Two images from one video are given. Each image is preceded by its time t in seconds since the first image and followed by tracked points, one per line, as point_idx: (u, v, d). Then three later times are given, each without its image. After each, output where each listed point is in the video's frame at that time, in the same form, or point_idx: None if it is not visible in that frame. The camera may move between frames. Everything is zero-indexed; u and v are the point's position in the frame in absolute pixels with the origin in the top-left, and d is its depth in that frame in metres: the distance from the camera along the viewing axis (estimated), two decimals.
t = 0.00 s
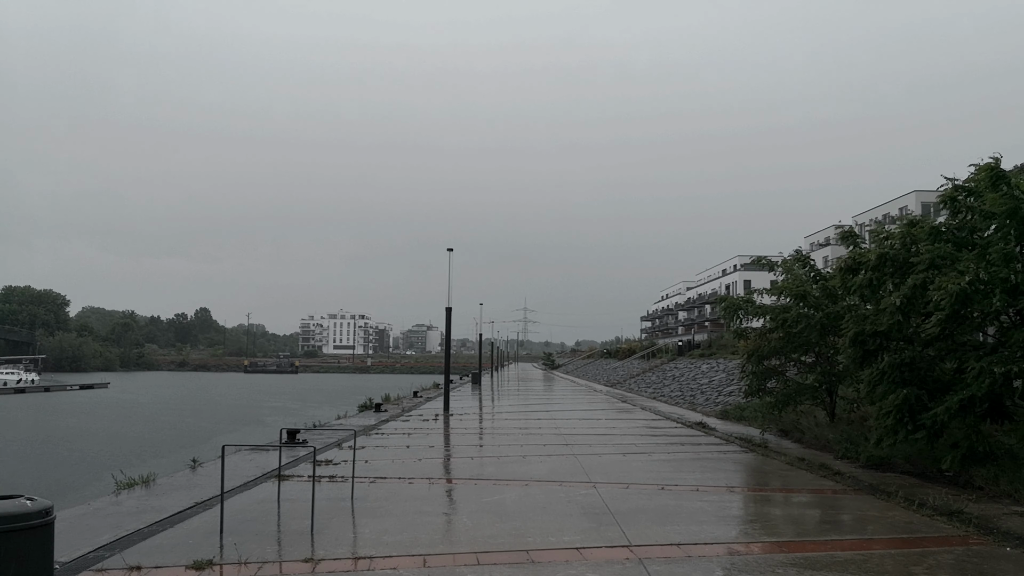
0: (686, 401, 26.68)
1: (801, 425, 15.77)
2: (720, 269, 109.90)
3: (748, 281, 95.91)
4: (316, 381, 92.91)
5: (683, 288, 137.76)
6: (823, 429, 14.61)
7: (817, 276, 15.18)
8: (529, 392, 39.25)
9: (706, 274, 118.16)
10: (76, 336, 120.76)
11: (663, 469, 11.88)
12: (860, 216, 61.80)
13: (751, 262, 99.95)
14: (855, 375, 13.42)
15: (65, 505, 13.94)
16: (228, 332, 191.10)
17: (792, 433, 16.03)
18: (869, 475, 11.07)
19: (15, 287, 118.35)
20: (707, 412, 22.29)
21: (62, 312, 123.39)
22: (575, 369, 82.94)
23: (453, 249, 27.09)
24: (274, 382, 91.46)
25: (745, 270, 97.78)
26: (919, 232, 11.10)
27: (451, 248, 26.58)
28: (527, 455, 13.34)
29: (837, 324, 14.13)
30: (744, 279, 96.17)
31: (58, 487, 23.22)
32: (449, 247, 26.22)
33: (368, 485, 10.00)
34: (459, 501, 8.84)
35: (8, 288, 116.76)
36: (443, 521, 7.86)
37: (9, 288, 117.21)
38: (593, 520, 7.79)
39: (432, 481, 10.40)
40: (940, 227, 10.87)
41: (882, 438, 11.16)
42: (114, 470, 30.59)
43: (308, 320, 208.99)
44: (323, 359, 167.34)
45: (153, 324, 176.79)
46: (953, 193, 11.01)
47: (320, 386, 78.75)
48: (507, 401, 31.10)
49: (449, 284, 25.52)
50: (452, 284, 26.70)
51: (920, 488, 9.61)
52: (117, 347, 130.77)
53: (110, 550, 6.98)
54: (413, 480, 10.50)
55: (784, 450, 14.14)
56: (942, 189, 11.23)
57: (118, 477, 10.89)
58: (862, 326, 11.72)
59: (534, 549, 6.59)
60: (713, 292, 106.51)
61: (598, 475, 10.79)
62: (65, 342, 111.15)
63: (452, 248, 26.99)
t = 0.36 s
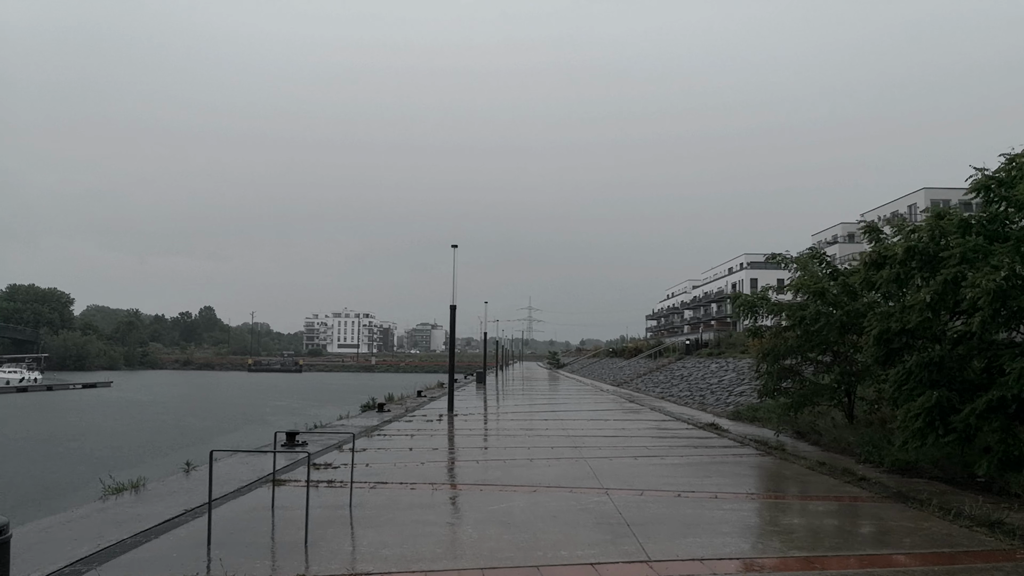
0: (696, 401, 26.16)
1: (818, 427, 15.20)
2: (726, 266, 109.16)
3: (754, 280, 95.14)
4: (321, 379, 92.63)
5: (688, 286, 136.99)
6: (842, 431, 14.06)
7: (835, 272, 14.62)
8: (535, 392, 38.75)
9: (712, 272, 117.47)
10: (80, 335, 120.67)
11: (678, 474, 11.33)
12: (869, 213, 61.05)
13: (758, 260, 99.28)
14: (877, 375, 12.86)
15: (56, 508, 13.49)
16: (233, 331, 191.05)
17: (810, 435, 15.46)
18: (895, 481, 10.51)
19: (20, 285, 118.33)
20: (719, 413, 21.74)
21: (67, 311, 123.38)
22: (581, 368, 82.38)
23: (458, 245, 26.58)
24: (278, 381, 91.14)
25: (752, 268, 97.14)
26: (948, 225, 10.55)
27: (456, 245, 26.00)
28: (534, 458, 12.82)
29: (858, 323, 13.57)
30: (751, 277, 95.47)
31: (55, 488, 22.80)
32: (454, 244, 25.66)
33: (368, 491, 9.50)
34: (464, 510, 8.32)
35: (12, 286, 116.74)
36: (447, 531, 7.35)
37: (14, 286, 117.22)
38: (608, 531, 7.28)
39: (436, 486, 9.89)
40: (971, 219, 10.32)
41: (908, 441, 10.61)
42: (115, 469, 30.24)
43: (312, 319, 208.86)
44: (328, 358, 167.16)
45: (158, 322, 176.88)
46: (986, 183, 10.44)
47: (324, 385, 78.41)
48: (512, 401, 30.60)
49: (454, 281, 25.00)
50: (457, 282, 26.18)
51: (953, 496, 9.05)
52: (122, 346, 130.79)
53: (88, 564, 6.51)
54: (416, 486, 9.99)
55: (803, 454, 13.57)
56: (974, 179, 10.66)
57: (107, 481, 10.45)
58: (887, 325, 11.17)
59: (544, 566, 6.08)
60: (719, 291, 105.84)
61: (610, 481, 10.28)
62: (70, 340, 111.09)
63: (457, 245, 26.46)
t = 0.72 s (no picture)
0: (705, 399, 25.63)
1: (834, 426, 14.67)
2: (733, 264, 108.28)
3: (761, 277, 94.35)
4: (326, 377, 92.43)
5: (694, 284, 136.16)
6: (860, 431, 13.52)
7: (852, 265, 14.05)
8: (540, 390, 38.28)
9: (719, 270, 116.74)
10: (86, 333, 120.79)
11: (691, 476, 10.81)
12: (878, 210, 60.23)
13: (765, 258, 98.53)
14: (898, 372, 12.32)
15: (48, 511, 13.13)
16: (239, 329, 191.27)
17: (824, 434, 14.94)
18: (921, 484, 9.99)
19: (26, 283, 118.55)
20: (729, 411, 21.24)
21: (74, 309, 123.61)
22: (587, 366, 81.88)
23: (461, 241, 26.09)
24: (283, 379, 90.94)
25: (759, 266, 96.38)
26: (977, 214, 9.99)
27: (459, 240, 25.47)
28: (540, 458, 12.35)
29: (878, 319, 13.01)
30: (758, 274, 94.71)
31: (54, 488, 22.55)
32: (458, 239, 25.17)
33: (366, 494, 9.03)
34: (467, 515, 7.84)
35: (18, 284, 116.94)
36: (448, 539, 6.88)
37: (20, 284, 117.42)
38: (620, 539, 6.79)
39: (437, 489, 9.41)
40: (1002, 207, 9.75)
41: (934, 442, 10.09)
42: (116, 468, 29.94)
43: (318, 317, 208.87)
44: (333, 356, 167.05)
45: (164, 320, 177.20)
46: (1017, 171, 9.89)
47: (329, 383, 78.15)
48: (518, 399, 30.10)
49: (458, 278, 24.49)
50: (461, 278, 25.70)
51: (986, 500, 8.55)
52: (128, 344, 131.06)
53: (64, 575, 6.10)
54: (416, 488, 9.52)
55: (820, 454, 13.04)
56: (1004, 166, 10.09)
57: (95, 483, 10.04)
58: (910, 320, 10.64)
59: None
60: (726, 288, 105.12)
61: (620, 484, 9.79)
62: (76, 338, 111.30)
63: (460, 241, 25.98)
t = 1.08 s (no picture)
0: (719, 402, 25.13)
1: (855, 430, 14.13)
2: (743, 265, 107.66)
3: (772, 279, 93.66)
4: (335, 380, 92.33)
5: (704, 285, 135.41)
6: (884, 437, 13.00)
7: (875, 264, 13.49)
8: (549, 392, 37.88)
9: (729, 271, 115.84)
10: (97, 335, 121.34)
11: (709, 484, 10.32)
12: (890, 211, 59.59)
13: (776, 259, 97.59)
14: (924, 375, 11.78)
15: (46, 518, 12.83)
16: (248, 331, 191.76)
17: (845, 439, 14.41)
18: (955, 494, 9.44)
19: (38, 285, 119.23)
20: (744, 415, 20.71)
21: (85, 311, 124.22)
22: (596, 368, 81.28)
23: (470, 242, 25.81)
24: (293, 381, 90.92)
25: (769, 267, 95.52)
26: (1012, 208, 9.45)
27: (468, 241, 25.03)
28: (550, 464, 11.89)
29: (903, 319, 12.46)
30: (769, 275, 93.83)
31: (61, 492, 22.36)
32: (467, 240, 24.78)
33: (366, 504, 8.61)
34: (474, 528, 7.38)
35: (30, 286, 117.65)
36: (453, 554, 6.45)
37: (32, 287, 118.12)
38: (638, 555, 6.34)
39: (443, 498, 8.96)
40: None
41: (966, 450, 9.57)
42: (123, 470, 29.79)
43: (327, 319, 209.22)
44: (343, 358, 167.24)
45: (175, 322, 178.01)
46: None
47: (337, 385, 77.92)
48: (527, 402, 29.71)
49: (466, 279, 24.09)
50: (469, 278, 25.28)
51: None
52: (138, 346, 131.56)
53: None
54: (421, 497, 9.08)
55: (842, 461, 12.51)
56: None
57: (88, 490, 9.70)
58: (940, 320, 10.09)
59: None
60: (736, 290, 104.25)
61: (635, 493, 9.29)
62: (87, 340, 111.78)
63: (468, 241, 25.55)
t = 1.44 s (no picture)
0: (734, 402, 24.52)
1: (881, 432, 13.51)
2: (755, 263, 106.73)
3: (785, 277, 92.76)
4: (345, 379, 92.27)
5: (716, 283, 134.49)
6: (912, 440, 12.40)
7: (904, 258, 12.85)
8: (561, 391, 37.39)
9: (741, 270, 114.74)
10: (110, 334, 121.99)
11: (732, 490, 9.77)
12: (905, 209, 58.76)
13: (789, 256, 96.45)
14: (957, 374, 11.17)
15: (41, 522, 12.55)
16: (260, 330, 192.32)
17: (870, 441, 13.80)
18: (996, 502, 8.84)
19: (52, 285, 120.04)
20: (761, 416, 20.09)
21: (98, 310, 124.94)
22: (607, 367, 80.60)
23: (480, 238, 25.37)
24: (303, 380, 90.90)
25: (782, 265, 94.43)
26: None
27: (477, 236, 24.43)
28: (563, 467, 11.37)
29: (934, 316, 11.84)
30: (781, 274, 92.77)
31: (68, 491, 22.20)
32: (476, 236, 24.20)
33: (370, 511, 8.14)
34: (483, 538, 6.91)
35: (44, 286, 118.45)
36: (462, 569, 5.98)
37: (46, 286, 118.91)
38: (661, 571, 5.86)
39: (451, 505, 8.48)
40: None
41: (1007, 455, 8.99)
42: (133, 469, 29.67)
43: (338, 318, 209.67)
44: (353, 356, 167.40)
45: (187, 321, 178.87)
46: None
47: (348, 385, 77.79)
48: (538, 401, 29.22)
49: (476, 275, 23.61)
50: (479, 275, 24.83)
51: None
52: (150, 345, 132.14)
53: None
54: (428, 503, 8.62)
55: (870, 465, 11.91)
56: None
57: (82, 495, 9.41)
58: (978, 317, 9.49)
59: None
60: (748, 288, 103.22)
61: (654, 500, 8.77)
62: (100, 339, 112.35)
63: (477, 238, 25.10)
